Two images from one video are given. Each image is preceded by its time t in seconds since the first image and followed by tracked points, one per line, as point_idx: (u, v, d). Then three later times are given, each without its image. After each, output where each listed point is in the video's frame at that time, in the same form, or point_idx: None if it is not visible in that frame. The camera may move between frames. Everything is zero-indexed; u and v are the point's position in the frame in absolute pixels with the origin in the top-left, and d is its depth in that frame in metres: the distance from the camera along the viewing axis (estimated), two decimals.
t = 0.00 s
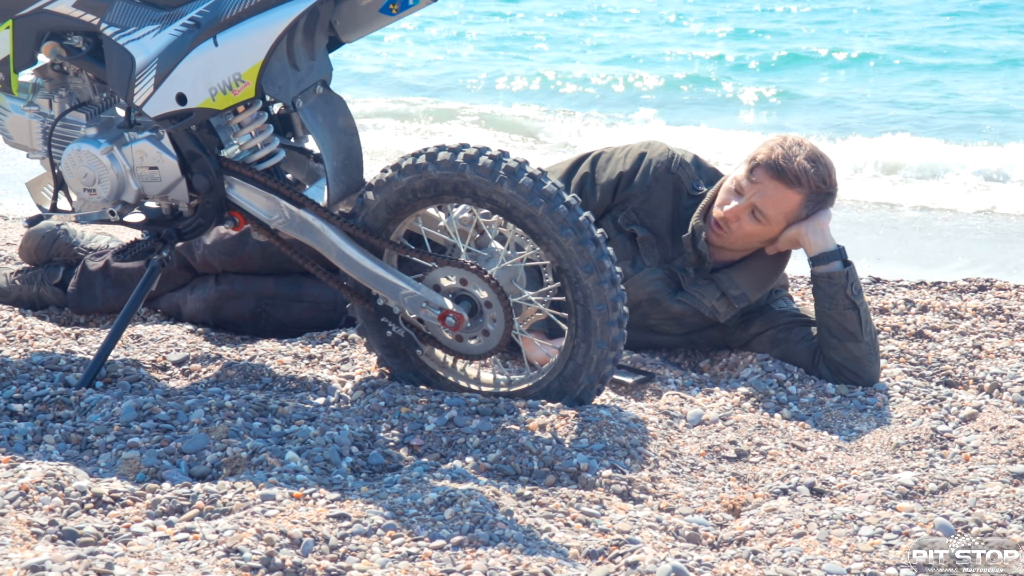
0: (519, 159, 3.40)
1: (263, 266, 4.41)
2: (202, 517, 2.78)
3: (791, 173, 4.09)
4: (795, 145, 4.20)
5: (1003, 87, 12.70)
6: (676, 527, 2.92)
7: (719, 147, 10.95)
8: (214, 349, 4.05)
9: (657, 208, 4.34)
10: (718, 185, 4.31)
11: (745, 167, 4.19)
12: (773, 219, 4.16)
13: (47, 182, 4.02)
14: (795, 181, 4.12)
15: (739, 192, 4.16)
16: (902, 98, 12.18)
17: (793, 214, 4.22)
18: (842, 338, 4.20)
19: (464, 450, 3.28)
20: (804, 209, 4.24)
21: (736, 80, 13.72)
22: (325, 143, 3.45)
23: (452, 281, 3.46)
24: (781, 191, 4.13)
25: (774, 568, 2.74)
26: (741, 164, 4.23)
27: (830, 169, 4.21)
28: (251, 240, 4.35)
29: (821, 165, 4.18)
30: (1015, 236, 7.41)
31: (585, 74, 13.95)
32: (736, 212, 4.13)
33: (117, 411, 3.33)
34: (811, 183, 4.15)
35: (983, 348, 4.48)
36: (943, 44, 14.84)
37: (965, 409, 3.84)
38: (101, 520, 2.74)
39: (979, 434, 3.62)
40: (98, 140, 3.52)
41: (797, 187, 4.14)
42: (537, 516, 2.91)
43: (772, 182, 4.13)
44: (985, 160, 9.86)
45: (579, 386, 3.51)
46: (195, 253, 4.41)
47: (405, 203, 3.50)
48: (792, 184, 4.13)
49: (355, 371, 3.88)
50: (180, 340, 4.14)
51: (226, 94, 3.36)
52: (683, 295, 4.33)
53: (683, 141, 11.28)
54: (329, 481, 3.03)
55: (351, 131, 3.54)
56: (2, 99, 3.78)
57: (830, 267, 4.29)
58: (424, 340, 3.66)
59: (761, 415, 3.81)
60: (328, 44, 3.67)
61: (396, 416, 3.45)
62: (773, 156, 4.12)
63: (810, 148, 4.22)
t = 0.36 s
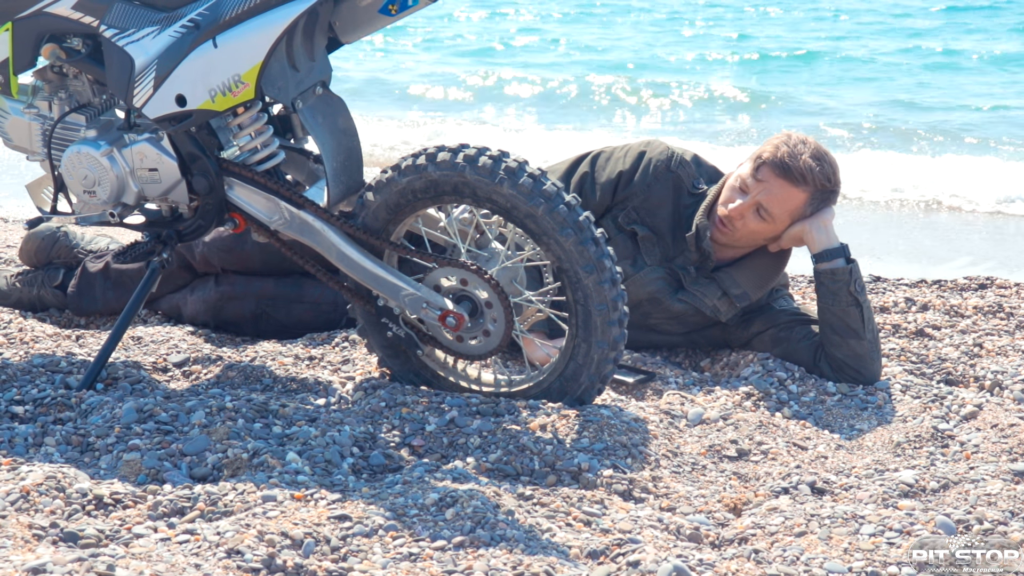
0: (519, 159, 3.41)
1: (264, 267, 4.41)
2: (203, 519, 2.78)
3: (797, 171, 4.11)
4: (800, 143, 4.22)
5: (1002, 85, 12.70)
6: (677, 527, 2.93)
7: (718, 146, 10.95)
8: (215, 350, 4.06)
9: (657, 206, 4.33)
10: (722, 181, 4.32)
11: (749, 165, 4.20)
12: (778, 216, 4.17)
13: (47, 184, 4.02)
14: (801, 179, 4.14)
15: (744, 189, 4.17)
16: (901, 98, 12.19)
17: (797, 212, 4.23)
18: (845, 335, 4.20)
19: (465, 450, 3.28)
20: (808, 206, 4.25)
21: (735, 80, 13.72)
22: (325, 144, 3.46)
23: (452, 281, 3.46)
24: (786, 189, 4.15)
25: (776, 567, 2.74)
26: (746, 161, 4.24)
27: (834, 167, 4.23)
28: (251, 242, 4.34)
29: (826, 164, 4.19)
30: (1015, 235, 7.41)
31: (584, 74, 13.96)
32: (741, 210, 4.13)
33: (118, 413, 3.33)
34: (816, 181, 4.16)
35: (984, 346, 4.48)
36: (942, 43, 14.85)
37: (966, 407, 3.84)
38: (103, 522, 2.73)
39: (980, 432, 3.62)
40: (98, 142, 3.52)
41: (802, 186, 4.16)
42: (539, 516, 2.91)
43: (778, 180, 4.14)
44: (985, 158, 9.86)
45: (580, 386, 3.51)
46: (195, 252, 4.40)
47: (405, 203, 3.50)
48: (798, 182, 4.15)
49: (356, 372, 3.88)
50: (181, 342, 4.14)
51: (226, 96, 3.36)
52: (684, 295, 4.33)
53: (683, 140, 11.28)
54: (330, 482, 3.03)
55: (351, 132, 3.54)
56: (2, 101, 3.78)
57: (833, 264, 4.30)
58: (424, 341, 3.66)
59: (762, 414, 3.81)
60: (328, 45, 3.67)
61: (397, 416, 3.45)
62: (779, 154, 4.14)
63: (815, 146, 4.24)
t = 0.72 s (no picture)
0: (519, 160, 3.41)
1: (263, 268, 4.41)
2: (203, 519, 2.78)
3: (784, 175, 4.08)
4: (789, 146, 4.20)
5: (1002, 87, 12.71)
6: (677, 527, 2.93)
7: (717, 147, 10.95)
8: (215, 350, 4.06)
9: (657, 208, 4.34)
10: (714, 185, 4.32)
11: (739, 169, 4.20)
12: (768, 221, 4.15)
13: (47, 184, 4.02)
14: (789, 183, 4.12)
15: (733, 195, 4.17)
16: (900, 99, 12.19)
17: (788, 215, 4.21)
18: (840, 339, 4.20)
19: (465, 450, 3.28)
20: (799, 209, 4.23)
21: (734, 80, 13.73)
22: (324, 144, 3.46)
23: (452, 281, 3.46)
24: (775, 193, 4.12)
25: (775, 567, 2.74)
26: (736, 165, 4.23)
27: (824, 169, 4.20)
28: (251, 242, 4.34)
29: (815, 167, 4.17)
30: (1015, 235, 7.41)
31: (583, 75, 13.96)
32: (731, 215, 4.13)
33: (117, 413, 3.33)
34: (805, 184, 4.14)
35: (983, 347, 4.48)
36: (941, 44, 14.85)
37: (965, 408, 3.84)
38: (102, 522, 2.73)
39: (980, 433, 3.63)
40: (97, 142, 3.52)
41: (790, 189, 4.13)
42: (538, 516, 2.91)
43: (766, 184, 4.12)
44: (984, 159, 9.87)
45: (579, 386, 3.51)
46: (195, 255, 4.41)
47: (405, 204, 3.50)
48: (786, 186, 4.12)
49: (355, 372, 3.88)
50: (180, 342, 4.13)
51: (226, 95, 3.36)
52: (683, 296, 4.33)
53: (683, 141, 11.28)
54: (329, 482, 3.03)
55: (350, 132, 3.54)
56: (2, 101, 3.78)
57: (825, 268, 4.29)
58: (424, 341, 3.66)
59: (762, 415, 3.81)
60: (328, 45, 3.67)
61: (397, 416, 3.45)
62: (766, 159, 4.12)
63: (804, 149, 4.22)
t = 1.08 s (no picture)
0: (517, 164, 3.41)
1: (262, 272, 4.41)
2: (199, 522, 2.78)
3: (785, 180, 4.10)
4: (789, 151, 4.22)
5: (1000, 92, 12.74)
6: (674, 532, 2.92)
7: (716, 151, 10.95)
8: (212, 354, 4.05)
9: (656, 211, 4.34)
10: (713, 190, 4.31)
11: (738, 174, 4.20)
12: (768, 224, 4.16)
13: (45, 187, 4.02)
14: (790, 187, 4.13)
15: (733, 199, 4.17)
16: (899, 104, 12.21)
17: (788, 220, 4.21)
18: (838, 343, 4.20)
19: (462, 454, 3.28)
20: (799, 214, 4.23)
21: (733, 85, 13.74)
22: (322, 148, 3.46)
23: (450, 285, 3.46)
24: (775, 198, 4.14)
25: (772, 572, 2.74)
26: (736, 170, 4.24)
27: (824, 175, 4.22)
28: (249, 245, 4.35)
29: (815, 171, 4.19)
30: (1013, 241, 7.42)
31: (582, 79, 13.98)
32: (731, 219, 4.11)
33: (114, 416, 3.32)
34: (805, 188, 4.15)
35: (980, 353, 4.48)
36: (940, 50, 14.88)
37: (962, 414, 3.84)
38: (98, 524, 2.73)
39: (977, 439, 3.63)
40: (95, 144, 3.52)
41: (791, 194, 4.15)
42: (535, 521, 2.91)
43: (766, 188, 4.13)
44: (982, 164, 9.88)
45: (577, 391, 3.50)
46: (193, 258, 4.41)
47: (403, 207, 3.50)
48: (786, 190, 4.13)
49: (353, 375, 3.88)
50: (177, 345, 4.13)
51: (224, 99, 3.36)
52: (681, 300, 4.34)
53: (682, 145, 11.30)
54: (326, 485, 3.03)
55: (349, 136, 3.54)
56: None
57: (824, 272, 4.28)
58: (421, 345, 3.66)
59: (759, 419, 3.81)
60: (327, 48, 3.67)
61: (394, 420, 3.45)
62: (767, 162, 4.14)
63: (805, 154, 4.24)
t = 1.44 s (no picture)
0: (514, 167, 3.41)
1: (259, 277, 4.44)
2: (196, 527, 2.78)
3: (785, 181, 4.11)
4: (788, 153, 4.22)
5: (996, 94, 12.76)
6: (671, 535, 2.92)
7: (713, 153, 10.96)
8: (208, 358, 4.05)
9: (652, 214, 4.35)
10: (710, 192, 4.30)
11: (737, 175, 4.20)
12: (766, 226, 4.17)
13: (42, 192, 4.02)
14: (789, 189, 4.14)
15: (732, 200, 4.17)
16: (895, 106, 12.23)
17: (786, 222, 4.22)
18: (836, 345, 4.20)
19: (459, 458, 3.28)
20: (797, 216, 4.24)
21: (730, 88, 13.76)
22: (319, 152, 3.45)
23: (447, 289, 3.46)
24: (774, 199, 4.14)
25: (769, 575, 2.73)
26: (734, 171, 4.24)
27: (822, 176, 4.23)
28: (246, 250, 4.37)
29: (814, 173, 4.20)
30: (1009, 243, 7.43)
31: (578, 82, 13.99)
32: (729, 220, 4.12)
33: (111, 421, 3.32)
34: (804, 190, 4.16)
35: (977, 355, 4.49)
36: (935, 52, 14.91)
37: (959, 416, 3.85)
38: (95, 530, 2.73)
39: (973, 441, 3.63)
40: (91, 149, 3.52)
41: (790, 196, 4.16)
42: (532, 524, 2.91)
43: (765, 189, 4.14)
44: (978, 166, 9.90)
45: (574, 394, 3.50)
46: (188, 262, 4.44)
47: (399, 211, 3.50)
48: (785, 192, 4.14)
49: (349, 380, 3.88)
50: (174, 350, 4.13)
51: (220, 103, 3.36)
52: (678, 303, 4.34)
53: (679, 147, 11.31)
54: (323, 490, 3.02)
55: (345, 140, 3.54)
56: None
57: (822, 274, 4.29)
58: (418, 349, 3.65)
59: (756, 422, 3.82)
60: (323, 52, 3.67)
61: (391, 424, 3.45)
62: (766, 164, 4.14)
63: (803, 156, 4.24)
